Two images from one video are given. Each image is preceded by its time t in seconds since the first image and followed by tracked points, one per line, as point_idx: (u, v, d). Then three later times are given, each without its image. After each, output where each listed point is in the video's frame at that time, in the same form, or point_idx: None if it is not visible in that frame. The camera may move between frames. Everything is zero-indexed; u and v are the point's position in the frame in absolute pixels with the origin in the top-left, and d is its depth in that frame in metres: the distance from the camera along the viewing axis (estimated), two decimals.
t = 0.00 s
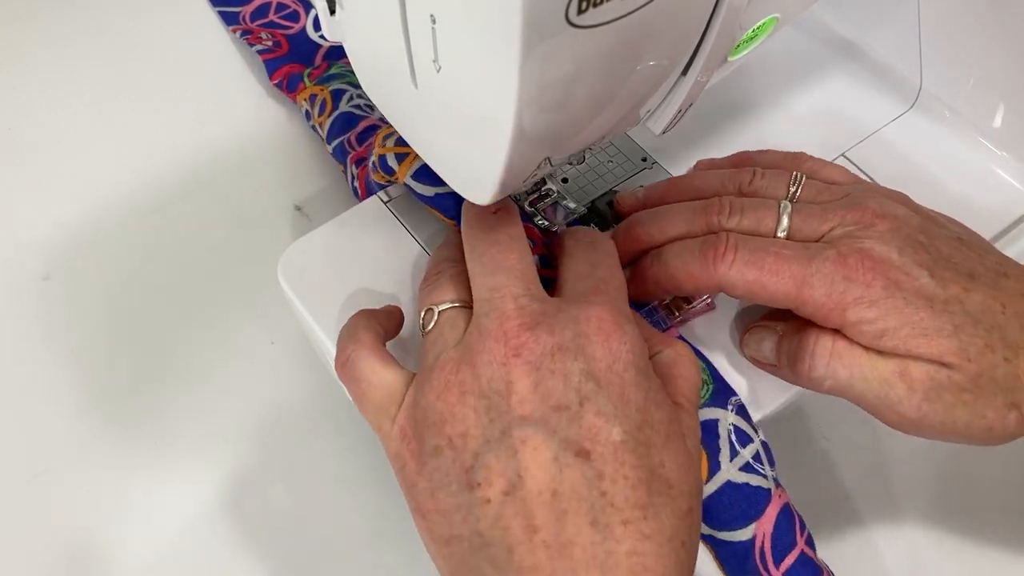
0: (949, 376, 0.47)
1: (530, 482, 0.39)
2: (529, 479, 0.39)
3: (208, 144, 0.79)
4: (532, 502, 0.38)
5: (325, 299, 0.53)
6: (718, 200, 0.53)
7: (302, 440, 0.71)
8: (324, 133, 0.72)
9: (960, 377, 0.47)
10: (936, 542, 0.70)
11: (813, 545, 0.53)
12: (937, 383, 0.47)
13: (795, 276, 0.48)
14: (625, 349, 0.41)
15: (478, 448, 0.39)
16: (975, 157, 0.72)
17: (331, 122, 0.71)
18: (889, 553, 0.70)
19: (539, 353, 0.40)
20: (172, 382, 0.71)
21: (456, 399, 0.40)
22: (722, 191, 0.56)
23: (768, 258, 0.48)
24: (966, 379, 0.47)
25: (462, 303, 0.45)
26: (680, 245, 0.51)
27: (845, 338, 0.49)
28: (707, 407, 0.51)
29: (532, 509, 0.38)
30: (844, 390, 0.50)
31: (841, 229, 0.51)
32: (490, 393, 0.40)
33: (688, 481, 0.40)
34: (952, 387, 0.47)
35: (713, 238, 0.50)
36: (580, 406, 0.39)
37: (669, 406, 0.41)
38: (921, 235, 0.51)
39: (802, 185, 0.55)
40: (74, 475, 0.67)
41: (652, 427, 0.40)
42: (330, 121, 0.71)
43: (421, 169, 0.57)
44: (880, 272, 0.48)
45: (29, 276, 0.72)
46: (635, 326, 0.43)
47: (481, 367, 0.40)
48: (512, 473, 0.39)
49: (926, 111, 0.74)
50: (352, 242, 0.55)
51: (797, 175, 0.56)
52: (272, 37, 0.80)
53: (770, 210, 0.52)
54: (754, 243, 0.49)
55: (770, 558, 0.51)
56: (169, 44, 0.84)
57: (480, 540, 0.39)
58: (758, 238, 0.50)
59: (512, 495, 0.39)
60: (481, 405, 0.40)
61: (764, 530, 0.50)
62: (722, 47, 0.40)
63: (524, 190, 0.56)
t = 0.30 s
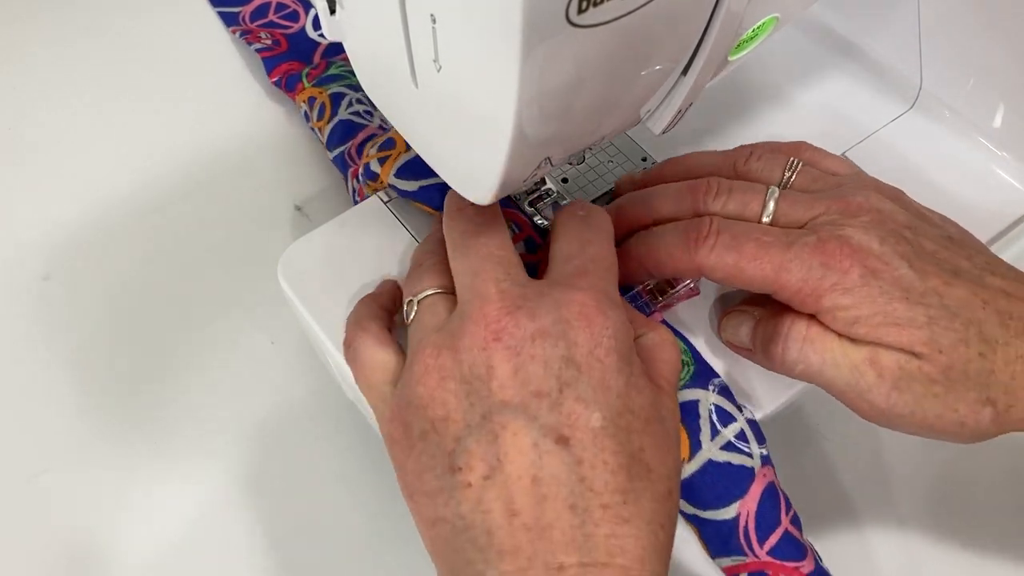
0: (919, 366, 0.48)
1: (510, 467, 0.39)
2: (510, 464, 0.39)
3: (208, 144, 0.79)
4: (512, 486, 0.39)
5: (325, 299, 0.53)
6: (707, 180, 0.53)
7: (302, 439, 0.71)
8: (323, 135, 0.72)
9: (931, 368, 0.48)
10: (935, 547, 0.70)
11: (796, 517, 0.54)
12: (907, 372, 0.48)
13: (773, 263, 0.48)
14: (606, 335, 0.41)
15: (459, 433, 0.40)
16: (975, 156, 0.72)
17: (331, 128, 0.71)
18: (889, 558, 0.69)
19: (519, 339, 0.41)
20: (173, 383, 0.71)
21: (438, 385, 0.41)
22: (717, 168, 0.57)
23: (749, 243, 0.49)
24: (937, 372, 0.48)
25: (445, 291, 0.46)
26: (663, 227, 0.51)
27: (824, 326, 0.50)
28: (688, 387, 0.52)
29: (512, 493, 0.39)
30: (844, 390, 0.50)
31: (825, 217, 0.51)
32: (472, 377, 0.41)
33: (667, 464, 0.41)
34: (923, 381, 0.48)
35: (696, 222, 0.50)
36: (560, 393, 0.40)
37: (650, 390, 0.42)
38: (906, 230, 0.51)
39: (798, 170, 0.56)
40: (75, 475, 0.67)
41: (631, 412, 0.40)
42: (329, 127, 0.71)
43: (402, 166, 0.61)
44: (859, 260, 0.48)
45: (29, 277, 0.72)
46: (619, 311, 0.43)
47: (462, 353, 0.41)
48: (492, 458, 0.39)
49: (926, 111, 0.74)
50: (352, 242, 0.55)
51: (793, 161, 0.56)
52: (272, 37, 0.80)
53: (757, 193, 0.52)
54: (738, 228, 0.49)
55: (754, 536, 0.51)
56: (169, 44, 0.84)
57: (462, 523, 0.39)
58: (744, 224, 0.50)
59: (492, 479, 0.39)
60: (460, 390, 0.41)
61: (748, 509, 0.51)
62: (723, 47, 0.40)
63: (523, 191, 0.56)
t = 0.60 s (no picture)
0: (890, 348, 0.48)
1: (492, 460, 0.40)
2: (491, 457, 0.40)
3: (208, 144, 0.79)
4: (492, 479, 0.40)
5: (324, 299, 0.53)
6: (706, 129, 0.54)
7: (302, 439, 0.71)
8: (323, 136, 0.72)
9: (902, 348, 0.48)
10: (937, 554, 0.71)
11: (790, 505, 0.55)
12: (877, 354, 0.48)
13: (755, 242, 0.49)
14: (601, 334, 0.43)
15: (447, 422, 0.41)
16: (975, 158, 0.72)
17: (331, 130, 0.71)
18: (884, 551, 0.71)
19: (514, 331, 0.42)
20: (172, 383, 0.71)
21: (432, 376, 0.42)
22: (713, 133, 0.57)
23: (729, 222, 0.50)
24: (910, 349, 0.48)
25: (430, 267, 0.47)
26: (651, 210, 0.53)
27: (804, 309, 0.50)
28: (677, 373, 0.54)
29: (492, 486, 0.40)
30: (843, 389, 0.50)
31: (811, 190, 0.52)
32: (462, 368, 0.42)
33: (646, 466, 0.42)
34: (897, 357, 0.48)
35: (679, 203, 0.51)
36: (549, 389, 0.41)
37: (636, 392, 0.43)
38: (894, 211, 0.52)
39: (793, 145, 0.56)
40: (74, 475, 0.67)
41: (617, 413, 0.42)
42: (329, 130, 0.71)
43: (389, 162, 0.64)
44: (841, 236, 0.49)
45: (29, 276, 0.72)
46: (614, 314, 0.44)
47: (455, 342, 0.42)
48: (476, 450, 0.41)
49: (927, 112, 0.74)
50: (351, 241, 0.55)
51: (788, 136, 0.56)
52: (273, 36, 0.80)
53: (753, 157, 0.53)
54: (720, 208, 0.50)
55: (745, 522, 0.53)
56: (169, 44, 0.84)
57: (440, 511, 0.41)
58: (730, 203, 0.51)
59: (474, 472, 0.40)
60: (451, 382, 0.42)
61: (739, 494, 0.53)
62: (723, 47, 0.40)
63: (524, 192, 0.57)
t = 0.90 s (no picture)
0: (869, 307, 0.48)
1: (486, 486, 0.38)
2: (486, 484, 0.38)
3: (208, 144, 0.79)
4: (482, 503, 0.38)
5: (324, 299, 0.53)
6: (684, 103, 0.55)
7: (302, 439, 0.71)
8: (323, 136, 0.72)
9: (881, 303, 0.48)
10: (938, 542, 0.69)
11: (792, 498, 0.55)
12: (856, 319, 0.48)
13: (748, 193, 0.48)
14: (613, 373, 0.40)
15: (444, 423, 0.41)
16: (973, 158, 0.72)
17: (330, 131, 0.71)
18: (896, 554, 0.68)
19: (525, 357, 0.39)
20: (173, 383, 0.71)
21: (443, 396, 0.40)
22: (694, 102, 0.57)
23: (719, 181, 0.49)
24: (892, 302, 0.48)
25: (480, 290, 0.45)
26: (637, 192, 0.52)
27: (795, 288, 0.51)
28: (682, 365, 0.54)
29: (480, 511, 0.38)
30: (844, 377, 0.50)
31: (796, 137, 0.52)
32: (469, 388, 0.39)
33: (641, 511, 0.40)
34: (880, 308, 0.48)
35: (666, 177, 0.51)
36: (552, 422, 0.38)
37: (639, 437, 0.41)
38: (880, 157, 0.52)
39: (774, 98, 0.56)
40: (75, 475, 0.67)
41: (618, 456, 0.39)
42: (329, 130, 0.71)
43: (387, 160, 0.61)
44: (832, 178, 0.48)
45: (30, 276, 0.72)
46: (626, 353, 0.41)
47: (467, 360, 0.40)
48: (472, 475, 0.38)
49: (926, 111, 0.74)
50: (352, 241, 0.56)
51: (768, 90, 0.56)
52: (273, 36, 0.80)
53: (733, 116, 0.53)
54: (707, 171, 0.50)
55: (748, 514, 0.53)
56: (170, 44, 0.84)
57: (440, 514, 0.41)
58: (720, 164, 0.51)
59: (465, 494, 0.38)
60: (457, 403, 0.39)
61: (742, 486, 0.53)
62: (724, 46, 0.40)
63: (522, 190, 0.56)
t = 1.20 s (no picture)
0: (875, 279, 0.55)
1: (484, 458, 0.39)
2: (483, 455, 0.39)
3: (208, 143, 0.79)
4: (480, 476, 0.39)
5: (324, 299, 0.53)
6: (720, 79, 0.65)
7: (302, 439, 0.71)
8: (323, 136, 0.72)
9: (890, 277, 0.55)
10: (937, 542, 0.69)
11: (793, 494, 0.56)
12: (857, 296, 0.55)
13: (770, 163, 0.60)
14: (612, 358, 0.42)
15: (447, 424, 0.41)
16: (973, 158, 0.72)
17: (330, 132, 0.70)
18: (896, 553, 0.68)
19: (528, 335, 0.41)
20: (172, 382, 0.71)
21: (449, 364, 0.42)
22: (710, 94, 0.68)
23: (743, 149, 0.61)
24: (894, 283, 0.55)
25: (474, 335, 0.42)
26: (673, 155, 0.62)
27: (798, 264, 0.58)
28: (685, 360, 0.54)
29: (477, 483, 0.39)
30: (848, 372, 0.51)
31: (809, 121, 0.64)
32: (472, 359, 0.42)
33: (632, 492, 0.41)
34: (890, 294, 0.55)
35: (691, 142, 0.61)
36: (551, 397, 0.40)
37: (633, 422, 0.43)
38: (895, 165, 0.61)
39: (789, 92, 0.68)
40: (75, 474, 0.67)
41: (613, 437, 0.41)
42: (329, 130, 0.71)
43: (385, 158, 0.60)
44: (851, 162, 0.59)
45: (29, 276, 0.72)
46: (627, 338, 0.44)
47: (473, 331, 0.42)
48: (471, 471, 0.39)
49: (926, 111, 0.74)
50: (352, 241, 0.56)
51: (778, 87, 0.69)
52: (273, 36, 0.80)
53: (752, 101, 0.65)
54: (733, 141, 0.62)
55: (749, 514, 0.53)
56: (170, 44, 0.84)
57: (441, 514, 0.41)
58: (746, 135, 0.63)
59: (462, 463, 0.40)
60: (462, 367, 0.41)
61: (743, 486, 0.53)
62: (724, 46, 0.40)
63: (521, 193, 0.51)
